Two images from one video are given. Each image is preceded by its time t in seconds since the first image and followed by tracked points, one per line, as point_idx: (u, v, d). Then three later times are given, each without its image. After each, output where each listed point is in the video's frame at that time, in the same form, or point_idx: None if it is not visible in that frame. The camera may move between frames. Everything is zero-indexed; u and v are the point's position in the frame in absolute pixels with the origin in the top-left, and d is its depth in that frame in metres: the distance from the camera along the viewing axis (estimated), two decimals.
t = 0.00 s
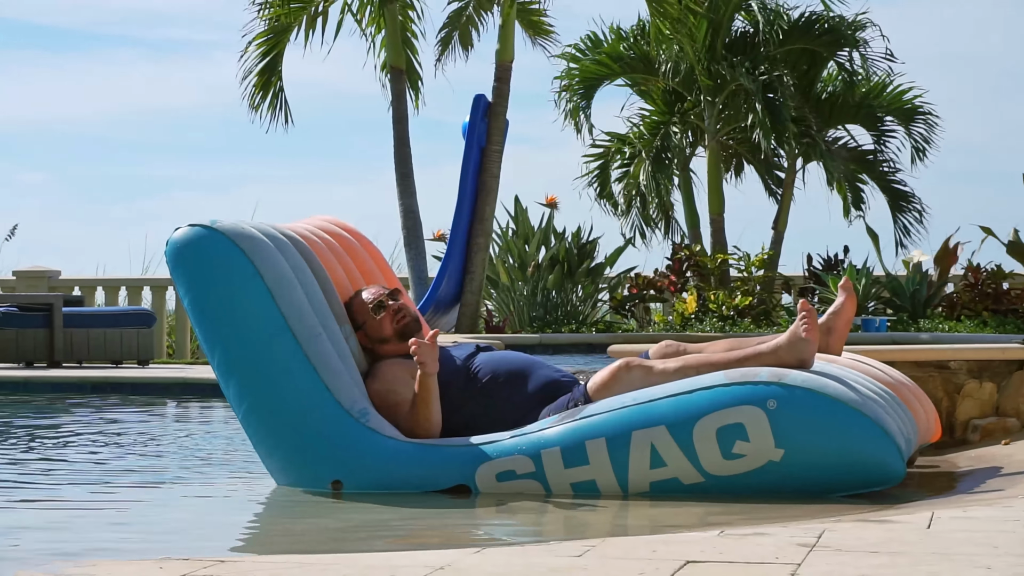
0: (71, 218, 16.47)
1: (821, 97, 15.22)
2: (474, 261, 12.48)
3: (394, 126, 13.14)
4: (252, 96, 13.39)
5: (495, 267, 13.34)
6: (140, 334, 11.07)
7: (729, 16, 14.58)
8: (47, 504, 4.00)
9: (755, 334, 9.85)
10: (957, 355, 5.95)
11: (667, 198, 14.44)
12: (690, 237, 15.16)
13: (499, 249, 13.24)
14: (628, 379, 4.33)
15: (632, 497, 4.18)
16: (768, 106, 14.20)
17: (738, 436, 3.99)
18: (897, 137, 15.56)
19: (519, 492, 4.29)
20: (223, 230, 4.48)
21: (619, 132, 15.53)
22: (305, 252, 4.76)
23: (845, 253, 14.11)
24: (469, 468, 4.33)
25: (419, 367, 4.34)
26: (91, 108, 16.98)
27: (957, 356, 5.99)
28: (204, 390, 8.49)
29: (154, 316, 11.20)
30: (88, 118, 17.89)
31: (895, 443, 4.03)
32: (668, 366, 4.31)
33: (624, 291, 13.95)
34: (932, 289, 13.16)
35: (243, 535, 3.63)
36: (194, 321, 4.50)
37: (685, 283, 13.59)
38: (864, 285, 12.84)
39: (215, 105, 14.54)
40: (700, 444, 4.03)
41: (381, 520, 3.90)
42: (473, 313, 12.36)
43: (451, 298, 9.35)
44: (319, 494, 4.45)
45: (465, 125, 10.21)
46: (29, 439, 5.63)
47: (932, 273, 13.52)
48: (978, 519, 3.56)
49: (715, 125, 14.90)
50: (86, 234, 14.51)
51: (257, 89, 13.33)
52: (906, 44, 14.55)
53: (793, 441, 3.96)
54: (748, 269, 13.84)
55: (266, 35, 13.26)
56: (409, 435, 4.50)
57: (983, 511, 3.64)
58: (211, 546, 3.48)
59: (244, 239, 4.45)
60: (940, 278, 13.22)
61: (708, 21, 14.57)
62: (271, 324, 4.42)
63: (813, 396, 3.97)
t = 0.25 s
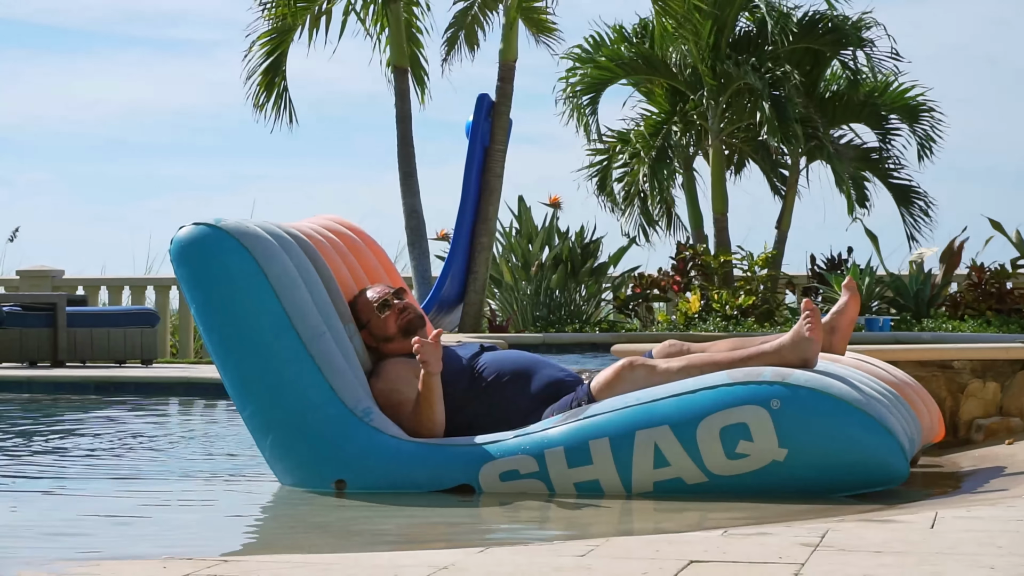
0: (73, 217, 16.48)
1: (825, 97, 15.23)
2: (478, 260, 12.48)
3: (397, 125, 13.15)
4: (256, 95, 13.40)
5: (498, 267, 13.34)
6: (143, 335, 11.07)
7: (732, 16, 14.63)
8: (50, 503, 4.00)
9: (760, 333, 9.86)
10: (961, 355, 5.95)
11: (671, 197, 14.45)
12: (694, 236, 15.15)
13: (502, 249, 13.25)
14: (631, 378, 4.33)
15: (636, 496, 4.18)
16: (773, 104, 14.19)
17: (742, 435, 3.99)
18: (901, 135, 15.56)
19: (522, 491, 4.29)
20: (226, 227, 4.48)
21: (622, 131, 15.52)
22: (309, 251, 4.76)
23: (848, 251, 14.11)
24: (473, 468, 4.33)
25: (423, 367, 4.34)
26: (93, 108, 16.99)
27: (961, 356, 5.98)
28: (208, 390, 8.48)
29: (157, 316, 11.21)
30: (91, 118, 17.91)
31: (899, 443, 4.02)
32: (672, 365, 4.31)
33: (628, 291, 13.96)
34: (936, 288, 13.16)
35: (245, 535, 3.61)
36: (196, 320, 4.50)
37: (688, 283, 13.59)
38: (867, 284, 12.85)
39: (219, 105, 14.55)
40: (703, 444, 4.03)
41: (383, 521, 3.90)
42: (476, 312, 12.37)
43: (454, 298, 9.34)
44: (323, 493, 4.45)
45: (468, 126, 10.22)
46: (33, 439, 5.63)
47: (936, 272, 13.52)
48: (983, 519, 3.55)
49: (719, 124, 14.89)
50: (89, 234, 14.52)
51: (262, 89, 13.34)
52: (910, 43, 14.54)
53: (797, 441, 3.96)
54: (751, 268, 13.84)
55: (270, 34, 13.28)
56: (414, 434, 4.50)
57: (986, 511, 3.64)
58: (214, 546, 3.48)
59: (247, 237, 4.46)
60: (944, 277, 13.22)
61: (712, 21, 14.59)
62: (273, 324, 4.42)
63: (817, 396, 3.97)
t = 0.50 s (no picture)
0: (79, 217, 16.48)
1: (835, 96, 15.22)
2: (486, 260, 12.48)
3: (406, 125, 13.14)
4: (265, 95, 13.39)
5: (506, 266, 13.34)
6: (151, 334, 11.08)
7: (743, 15, 14.62)
8: (58, 502, 4.00)
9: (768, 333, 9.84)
10: (970, 355, 5.95)
11: (678, 197, 14.45)
12: (702, 236, 15.16)
13: (510, 249, 13.24)
14: (639, 378, 4.33)
15: (644, 496, 4.18)
16: (783, 104, 14.18)
17: (751, 435, 3.99)
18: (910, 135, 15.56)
19: (531, 491, 4.29)
20: (236, 227, 4.49)
21: (630, 130, 15.50)
22: (318, 250, 4.77)
23: (857, 251, 14.11)
24: (482, 467, 4.34)
25: (432, 366, 4.34)
26: (100, 107, 17.01)
27: (970, 356, 5.97)
28: (216, 389, 8.48)
29: (165, 316, 11.21)
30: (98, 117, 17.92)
31: (908, 443, 4.02)
32: (680, 364, 4.31)
33: (636, 290, 13.99)
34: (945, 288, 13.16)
35: (254, 535, 3.61)
36: (206, 319, 4.51)
37: (696, 282, 13.59)
38: (876, 284, 12.85)
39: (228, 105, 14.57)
40: (712, 444, 4.03)
41: (392, 520, 3.89)
42: (484, 312, 12.37)
43: (463, 297, 9.34)
44: (332, 492, 4.45)
45: (478, 125, 10.22)
46: (44, 438, 5.64)
47: (944, 272, 13.54)
48: (992, 519, 3.54)
49: (727, 124, 14.86)
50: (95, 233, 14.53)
51: (270, 89, 13.34)
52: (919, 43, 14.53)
53: (806, 440, 3.97)
54: (760, 268, 13.82)
55: (279, 34, 13.28)
56: (423, 434, 4.50)
57: (996, 511, 3.63)
58: (223, 545, 3.48)
59: (257, 237, 4.46)
60: (952, 278, 13.22)
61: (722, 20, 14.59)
62: (283, 323, 4.43)
63: (826, 395, 3.97)
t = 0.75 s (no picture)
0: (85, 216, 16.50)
1: (841, 96, 15.22)
2: (492, 259, 12.49)
3: (412, 125, 13.15)
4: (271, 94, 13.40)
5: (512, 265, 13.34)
6: (157, 333, 11.09)
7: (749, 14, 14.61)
8: (65, 501, 4.00)
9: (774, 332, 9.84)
10: (975, 354, 5.94)
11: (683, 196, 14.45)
12: (707, 235, 15.15)
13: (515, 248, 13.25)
14: (645, 377, 4.33)
15: (649, 494, 4.18)
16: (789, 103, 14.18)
17: (756, 434, 3.99)
18: (915, 134, 15.54)
19: (536, 490, 4.30)
20: (242, 226, 4.49)
21: (635, 130, 15.48)
22: (324, 249, 4.77)
23: (862, 250, 14.10)
24: (487, 467, 4.34)
25: (437, 365, 4.36)
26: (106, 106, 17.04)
27: (975, 355, 5.97)
28: (222, 389, 8.49)
29: (171, 315, 11.22)
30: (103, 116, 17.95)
31: (913, 442, 4.02)
32: (685, 364, 4.31)
33: (642, 289, 14.01)
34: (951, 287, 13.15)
35: (258, 534, 3.62)
36: (212, 318, 4.51)
37: (701, 281, 13.60)
38: (882, 283, 12.84)
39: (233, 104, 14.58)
40: (717, 443, 4.03)
41: (396, 519, 3.90)
42: (490, 311, 12.38)
43: (469, 296, 9.35)
44: (337, 491, 4.46)
45: (483, 125, 10.23)
46: (51, 438, 5.64)
47: (950, 271, 13.54)
48: (997, 518, 3.53)
49: (733, 123, 14.86)
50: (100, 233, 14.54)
51: (276, 88, 13.36)
52: (925, 42, 14.53)
53: (810, 439, 3.96)
54: (765, 267, 13.81)
55: (284, 34, 13.29)
56: (428, 433, 4.50)
57: (1001, 510, 3.63)
58: (228, 544, 3.48)
59: (263, 236, 4.46)
60: (958, 277, 13.21)
61: (728, 20, 14.59)
62: (289, 323, 4.43)
63: (831, 395, 3.97)
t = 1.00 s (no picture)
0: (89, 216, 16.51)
1: (845, 97, 15.21)
2: (495, 259, 12.49)
3: (416, 125, 13.15)
4: (274, 94, 13.39)
5: (516, 266, 13.34)
6: (161, 334, 11.09)
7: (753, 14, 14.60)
8: (69, 501, 4.01)
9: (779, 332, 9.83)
10: (980, 355, 5.94)
11: (688, 197, 14.45)
12: (712, 235, 15.14)
13: (519, 248, 13.24)
14: (649, 378, 4.34)
15: (653, 495, 4.18)
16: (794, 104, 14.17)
17: (760, 434, 3.99)
18: (919, 135, 15.53)
19: (540, 490, 4.30)
20: (246, 226, 4.50)
21: (638, 130, 15.47)
22: (328, 250, 4.77)
23: (867, 251, 14.09)
24: (491, 467, 4.34)
25: (442, 365, 4.36)
26: (110, 106, 17.05)
27: (979, 355, 5.96)
28: (227, 389, 8.49)
29: (175, 315, 11.23)
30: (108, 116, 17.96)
31: (916, 442, 4.02)
32: (689, 364, 4.31)
33: (646, 290, 14.02)
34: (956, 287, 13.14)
35: (262, 535, 3.62)
36: (217, 319, 4.52)
37: (706, 282, 13.60)
38: (886, 284, 12.84)
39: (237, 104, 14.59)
40: (721, 444, 4.03)
41: (401, 519, 3.90)
42: (494, 311, 12.38)
43: (473, 297, 9.35)
44: (341, 492, 4.46)
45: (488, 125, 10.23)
46: (56, 438, 5.65)
47: (955, 271, 13.54)
48: (1002, 519, 3.53)
49: (738, 123, 14.86)
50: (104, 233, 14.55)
51: (279, 88, 13.36)
52: (930, 42, 14.52)
53: (814, 440, 3.96)
54: (770, 268, 13.80)
55: (288, 34, 13.28)
56: (432, 434, 4.50)
57: (1006, 510, 3.62)
58: (233, 544, 3.48)
59: (267, 236, 4.46)
60: (963, 277, 13.20)
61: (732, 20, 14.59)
62: (293, 323, 4.43)
63: (835, 395, 3.96)
